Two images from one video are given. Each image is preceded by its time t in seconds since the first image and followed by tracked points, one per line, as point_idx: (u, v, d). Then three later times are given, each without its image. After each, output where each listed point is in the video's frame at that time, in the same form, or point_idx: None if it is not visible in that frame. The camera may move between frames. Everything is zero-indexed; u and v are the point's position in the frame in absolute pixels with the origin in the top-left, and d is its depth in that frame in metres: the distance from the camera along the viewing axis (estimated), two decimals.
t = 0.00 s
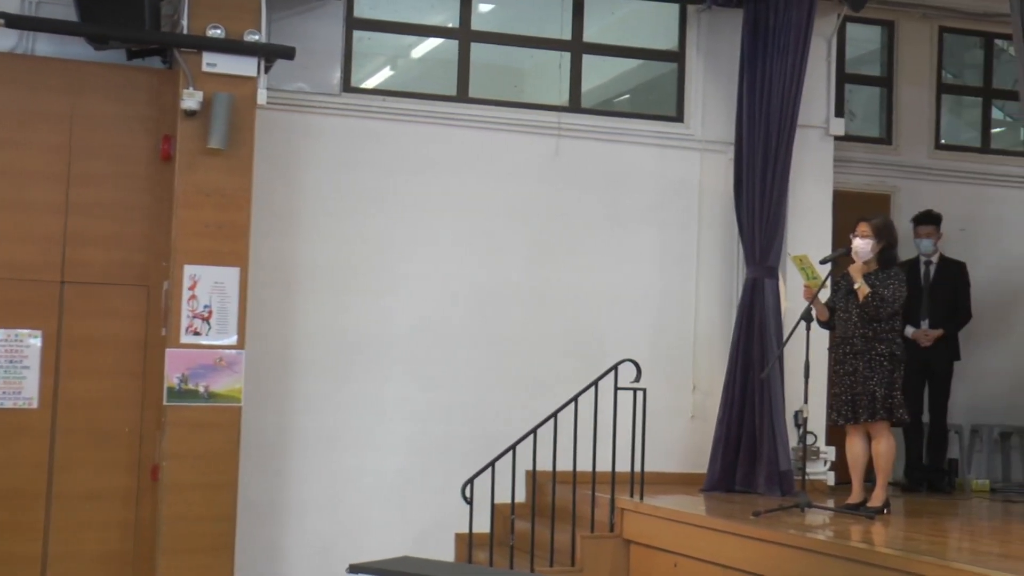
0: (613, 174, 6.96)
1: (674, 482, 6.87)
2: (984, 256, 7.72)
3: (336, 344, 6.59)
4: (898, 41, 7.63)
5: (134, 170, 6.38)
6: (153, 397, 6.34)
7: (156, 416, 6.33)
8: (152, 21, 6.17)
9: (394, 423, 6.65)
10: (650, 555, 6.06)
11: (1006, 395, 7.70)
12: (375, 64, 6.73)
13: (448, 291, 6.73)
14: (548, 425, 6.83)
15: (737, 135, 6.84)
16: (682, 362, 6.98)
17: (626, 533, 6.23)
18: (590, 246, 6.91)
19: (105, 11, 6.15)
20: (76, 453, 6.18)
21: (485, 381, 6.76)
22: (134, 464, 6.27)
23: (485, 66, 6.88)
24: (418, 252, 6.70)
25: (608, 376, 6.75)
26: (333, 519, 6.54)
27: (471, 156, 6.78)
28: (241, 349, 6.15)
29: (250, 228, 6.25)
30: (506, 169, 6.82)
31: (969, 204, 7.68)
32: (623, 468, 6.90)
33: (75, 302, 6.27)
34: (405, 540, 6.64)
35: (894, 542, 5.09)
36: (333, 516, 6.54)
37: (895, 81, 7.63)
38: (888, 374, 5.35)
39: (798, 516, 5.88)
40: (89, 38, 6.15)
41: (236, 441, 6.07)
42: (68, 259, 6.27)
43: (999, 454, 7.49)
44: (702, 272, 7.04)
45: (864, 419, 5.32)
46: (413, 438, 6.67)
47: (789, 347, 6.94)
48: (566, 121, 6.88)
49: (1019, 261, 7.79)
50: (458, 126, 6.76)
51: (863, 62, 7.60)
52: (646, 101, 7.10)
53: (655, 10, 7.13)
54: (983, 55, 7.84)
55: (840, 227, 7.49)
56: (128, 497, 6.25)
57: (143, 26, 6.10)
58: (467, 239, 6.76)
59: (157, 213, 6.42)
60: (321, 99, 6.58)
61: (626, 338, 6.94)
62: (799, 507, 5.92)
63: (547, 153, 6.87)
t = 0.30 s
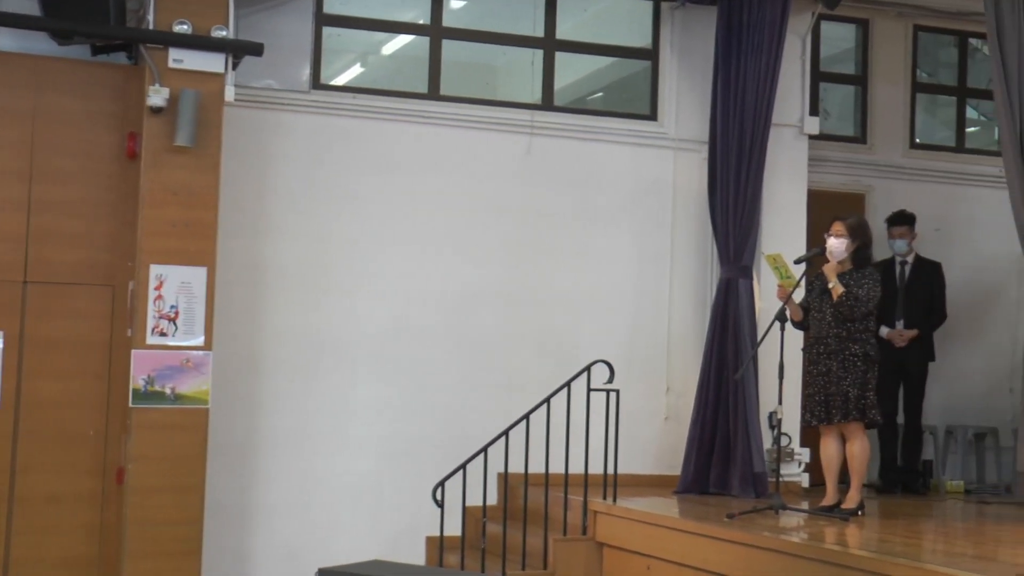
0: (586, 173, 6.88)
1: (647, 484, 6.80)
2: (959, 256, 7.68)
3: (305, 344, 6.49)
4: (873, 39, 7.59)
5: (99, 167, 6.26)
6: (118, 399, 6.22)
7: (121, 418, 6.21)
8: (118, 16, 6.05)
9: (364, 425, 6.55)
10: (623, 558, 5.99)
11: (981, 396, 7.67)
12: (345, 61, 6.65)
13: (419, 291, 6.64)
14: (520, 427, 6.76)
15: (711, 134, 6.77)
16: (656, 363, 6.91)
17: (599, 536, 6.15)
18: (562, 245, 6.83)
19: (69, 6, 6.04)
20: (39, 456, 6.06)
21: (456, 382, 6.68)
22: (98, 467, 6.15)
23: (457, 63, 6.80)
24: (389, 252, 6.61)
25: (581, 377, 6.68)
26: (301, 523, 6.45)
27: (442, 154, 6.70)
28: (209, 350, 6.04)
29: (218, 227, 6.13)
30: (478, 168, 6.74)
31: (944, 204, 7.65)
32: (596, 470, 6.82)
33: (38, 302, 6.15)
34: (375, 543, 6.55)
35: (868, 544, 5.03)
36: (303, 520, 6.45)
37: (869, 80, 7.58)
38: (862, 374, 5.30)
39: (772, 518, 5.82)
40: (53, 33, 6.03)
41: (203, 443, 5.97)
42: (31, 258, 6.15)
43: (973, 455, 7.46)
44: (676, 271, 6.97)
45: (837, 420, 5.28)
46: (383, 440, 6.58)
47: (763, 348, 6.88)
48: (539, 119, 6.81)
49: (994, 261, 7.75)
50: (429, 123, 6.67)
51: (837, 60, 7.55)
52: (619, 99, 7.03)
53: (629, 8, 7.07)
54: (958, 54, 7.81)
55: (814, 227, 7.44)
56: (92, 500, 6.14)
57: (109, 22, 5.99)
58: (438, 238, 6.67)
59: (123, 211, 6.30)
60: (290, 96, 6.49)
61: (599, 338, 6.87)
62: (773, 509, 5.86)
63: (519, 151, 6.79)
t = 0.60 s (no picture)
0: (558, 172, 6.82)
1: (620, 487, 6.74)
2: (933, 256, 7.66)
3: (274, 345, 6.40)
4: (847, 37, 7.55)
5: (63, 165, 6.15)
6: (81, 401, 6.11)
7: (86, 421, 6.09)
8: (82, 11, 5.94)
9: (333, 426, 6.47)
10: (595, 561, 5.92)
11: (955, 397, 7.65)
12: (314, 58, 6.56)
13: (389, 291, 6.56)
14: (491, 429, 6.68)
15: (685, 133, 6.71)
16: (628, 364, 6.85)
17: (571, 539, 6.08)
18: (534, 245, 6.76)
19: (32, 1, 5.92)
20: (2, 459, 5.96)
21: (426, 383, 6.60)
22: (63, 470, 6.04)
23: (427, 61, 6.72)
24: (359, 251, 6.53)
25: (553, 378, 6.61)
26: (270, 526, 6.36)
27: (412, 153, 6.62)
28: (175, 351, 5.94)
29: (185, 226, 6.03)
30: (448, 166, 6.66)
31: (918, 204, 7.62)
32: (569, 472, 6.76)
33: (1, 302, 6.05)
34: (345, 547, 6.46)
35: (842, 545, 4.98)
36: (271, 523, 6.36)
37: (843, 79, 7.54)
38: (834, 375, 5.24)
39: (745, 520, 5.76)
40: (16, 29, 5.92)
41: (170, 446, 5.86)
42: None
43: (947, 456, 7.43)
44: (649, 272, 6.91)
45: (810, 421, 5.23)
46: (352, 442, 6.49)
47: (736, 349, 6.83)
48: (510, 117, 6.74)
49: (968, 262, 7.73)
50: (399, 121, 6.59)
51: (811, 59, 7.51)
52: (592, 97, 6.97)
53: (601, 5, 7.00)
54: (932, 53, 7.78)
55: (788, 227, 7.39)
56: (56, 504, 6.03)
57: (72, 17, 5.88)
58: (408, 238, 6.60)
59: (88, 209, 6.19)
60: (258, 93, 6.40)
61: (571, 339, 6.80)
62: (747, 511, 5.81)
63: (490, 150, 6.72)
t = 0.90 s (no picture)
0: (526, 171, 6.74)
1: (588, 489, 6.67)
2: (903, 257, 7.63)
3: (237, 346, 6.30)
4: (817, 35, 7.51)
5: (21, 162, 6.03)
6: (40, 403, 5.99)
7: (43, 423, 5.98)
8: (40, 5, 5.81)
9: (297, 428, 6.37)
10: (562, 564, 5.84)
11: (925, 397, 7.61)
12: (278, 54, 6.46)
13: (354, 291, 6.47)
14: (458, 431, 6.60)
15: (654, 132, 6.66)
16: (596, 365, 6.78)
17: (538, 542, 6.01)
18: (502, 244, 6.68)
19: None
20: None
21: (392, 384, 6.51)
22: (20, 473, 5.92)
23: (393, 58, 6.63)
24: (323, 250, 6.44)
25: (520, 379, 6.54)
26: (233, 530, 6.26)
27: (378, 151, 6.53)
28: (136, 352, 5.82)
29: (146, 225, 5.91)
30: (414, 165, 6.58)
31: (888, 204, 7.59)
32: (536, 474, 6.68)
33: None
34: (309, 551, 6.37)
35: (811, 547, 4.91)
36: (234, 527, 6.26)
37: (813, 77, 7.50)
38: (803, 376, 5.19)
39: (714, 522, 5.69)
40: None
41: (131, 449, 5.74)
42: None
43: (917, 457, 7.39)
44: (618, 272, 6.84)
45: (780, 422, 5.17)
46: (317, 444, 6.40)
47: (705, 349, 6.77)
48: (477, 115, 6.66)
49: (938, 262, 7.70)
50: (365, 119, 6.51)
51: (781, 57, 7.46)
52: (560, 95, 6.89)
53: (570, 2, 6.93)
54: (902, 52, 7.75)
55: (758, 227, 7.35)
56: (14, 508, 5.91)
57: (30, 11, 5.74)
58: (374, 237, 6.51)
59: (46, 207, 6.07)
60: (221, 90, 6.30)
61: (539, 340, 6.72)
62: (715, 513, 5.74)
63: (457, 148, 6.64)
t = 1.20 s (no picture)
0: (489, 170, 6.67)
1: (552, 491, 6.60)
2: (868, 257, 7.60)
3: (195, 347, 6.20)
4: (782, 34, 7.47)
5: None
6: None
7: None
8: None
9: (257, 430, 6.27)
10: (526, 567, 5.76)
11: (890, 398, 7.59)
12: (236, 51, 6.38)
13: (314, 291, 6.38)
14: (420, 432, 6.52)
15: (619, 131, 6.60)
16: (560, 366, 6.71)
17: (501, 545, 5.92)
18: (464, 244, 6.61)
19: None
20: None
21: (353, 386, 6.42)
22: None
23: (354, 54, 6.55)
24: (283, 250, 6.35)
25: (483, 380, 6.47)
26: (191, 533, 6.16)
27: (338, 149, 6.45)
28: (92, 353, 5.71)
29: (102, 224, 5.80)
30: (376, 163, 6.49)
31: (853, 204, 7.57)
32: (499, 476, 6.61)
33: None
34: (268, 555, 6.28)
35: (775, 549, 4.83)
36: (192, 531, 6.16)
37: (778, 75, 7.46)
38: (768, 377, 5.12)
39: (678, 524, 5.59)
40: None
41: (87, 451, 5.63)
42: None
43: (882, 458, 7.37)
44: (582, 271, 6.77)
45: (745, 423, 5.09)
46: (276, 446, 6.30)
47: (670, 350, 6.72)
48: (440, 113, 6.59)
49: (903, 261, 7.67)
50: (326, 117, 6.42)
51: (746, 55, 7.41)
52: (523, 93, 6.83)
53: None
54: (867, 50, 7.72)
55: (723, 226, 7.30)
56: None
57: None
58: (334, 236, 6.42)
59: None
60: (179, 87, 6.20)
61: (502, 341, 6.65)
62: (680, 515, 5.64)
63: (419, 146, 6.56)
